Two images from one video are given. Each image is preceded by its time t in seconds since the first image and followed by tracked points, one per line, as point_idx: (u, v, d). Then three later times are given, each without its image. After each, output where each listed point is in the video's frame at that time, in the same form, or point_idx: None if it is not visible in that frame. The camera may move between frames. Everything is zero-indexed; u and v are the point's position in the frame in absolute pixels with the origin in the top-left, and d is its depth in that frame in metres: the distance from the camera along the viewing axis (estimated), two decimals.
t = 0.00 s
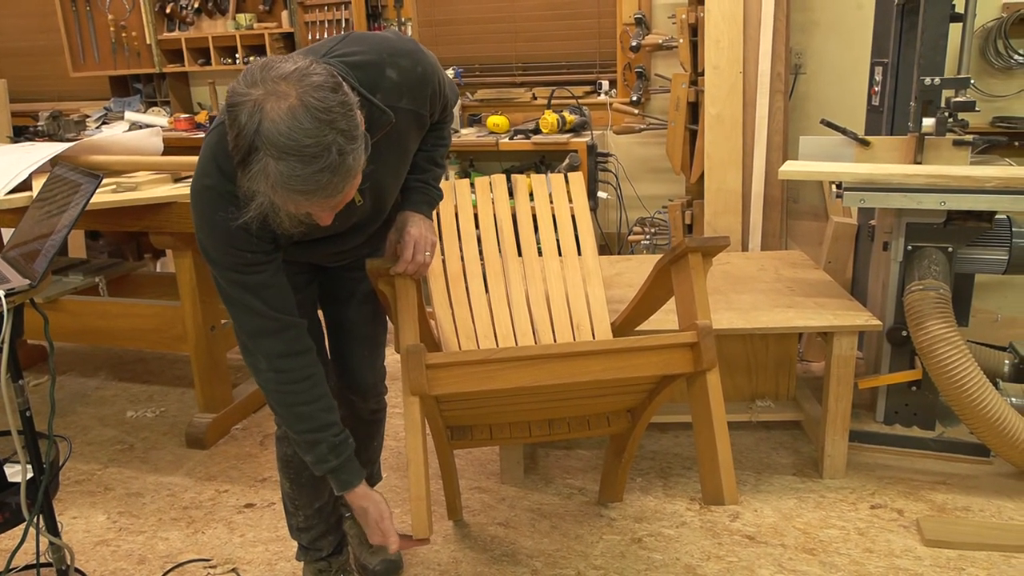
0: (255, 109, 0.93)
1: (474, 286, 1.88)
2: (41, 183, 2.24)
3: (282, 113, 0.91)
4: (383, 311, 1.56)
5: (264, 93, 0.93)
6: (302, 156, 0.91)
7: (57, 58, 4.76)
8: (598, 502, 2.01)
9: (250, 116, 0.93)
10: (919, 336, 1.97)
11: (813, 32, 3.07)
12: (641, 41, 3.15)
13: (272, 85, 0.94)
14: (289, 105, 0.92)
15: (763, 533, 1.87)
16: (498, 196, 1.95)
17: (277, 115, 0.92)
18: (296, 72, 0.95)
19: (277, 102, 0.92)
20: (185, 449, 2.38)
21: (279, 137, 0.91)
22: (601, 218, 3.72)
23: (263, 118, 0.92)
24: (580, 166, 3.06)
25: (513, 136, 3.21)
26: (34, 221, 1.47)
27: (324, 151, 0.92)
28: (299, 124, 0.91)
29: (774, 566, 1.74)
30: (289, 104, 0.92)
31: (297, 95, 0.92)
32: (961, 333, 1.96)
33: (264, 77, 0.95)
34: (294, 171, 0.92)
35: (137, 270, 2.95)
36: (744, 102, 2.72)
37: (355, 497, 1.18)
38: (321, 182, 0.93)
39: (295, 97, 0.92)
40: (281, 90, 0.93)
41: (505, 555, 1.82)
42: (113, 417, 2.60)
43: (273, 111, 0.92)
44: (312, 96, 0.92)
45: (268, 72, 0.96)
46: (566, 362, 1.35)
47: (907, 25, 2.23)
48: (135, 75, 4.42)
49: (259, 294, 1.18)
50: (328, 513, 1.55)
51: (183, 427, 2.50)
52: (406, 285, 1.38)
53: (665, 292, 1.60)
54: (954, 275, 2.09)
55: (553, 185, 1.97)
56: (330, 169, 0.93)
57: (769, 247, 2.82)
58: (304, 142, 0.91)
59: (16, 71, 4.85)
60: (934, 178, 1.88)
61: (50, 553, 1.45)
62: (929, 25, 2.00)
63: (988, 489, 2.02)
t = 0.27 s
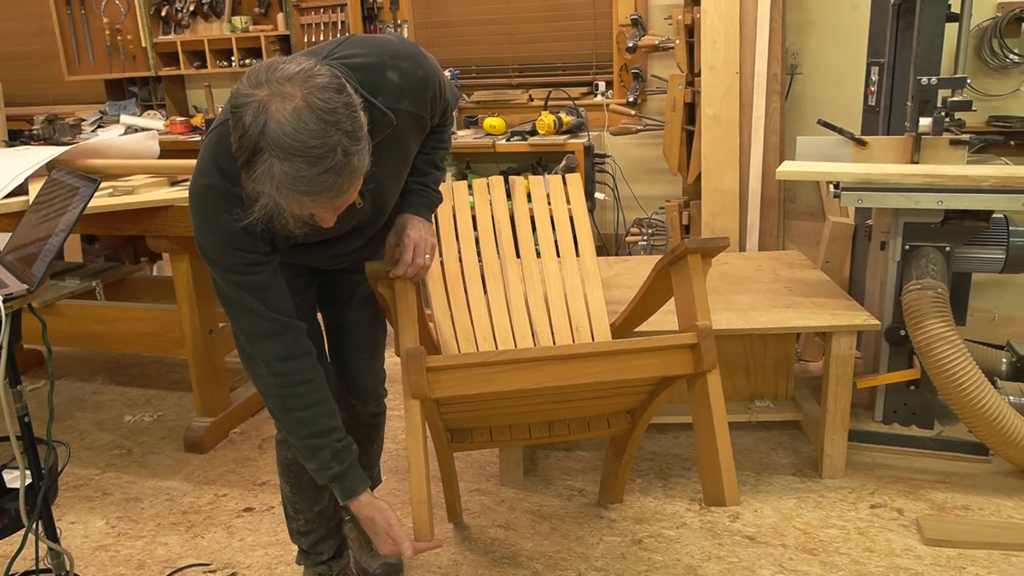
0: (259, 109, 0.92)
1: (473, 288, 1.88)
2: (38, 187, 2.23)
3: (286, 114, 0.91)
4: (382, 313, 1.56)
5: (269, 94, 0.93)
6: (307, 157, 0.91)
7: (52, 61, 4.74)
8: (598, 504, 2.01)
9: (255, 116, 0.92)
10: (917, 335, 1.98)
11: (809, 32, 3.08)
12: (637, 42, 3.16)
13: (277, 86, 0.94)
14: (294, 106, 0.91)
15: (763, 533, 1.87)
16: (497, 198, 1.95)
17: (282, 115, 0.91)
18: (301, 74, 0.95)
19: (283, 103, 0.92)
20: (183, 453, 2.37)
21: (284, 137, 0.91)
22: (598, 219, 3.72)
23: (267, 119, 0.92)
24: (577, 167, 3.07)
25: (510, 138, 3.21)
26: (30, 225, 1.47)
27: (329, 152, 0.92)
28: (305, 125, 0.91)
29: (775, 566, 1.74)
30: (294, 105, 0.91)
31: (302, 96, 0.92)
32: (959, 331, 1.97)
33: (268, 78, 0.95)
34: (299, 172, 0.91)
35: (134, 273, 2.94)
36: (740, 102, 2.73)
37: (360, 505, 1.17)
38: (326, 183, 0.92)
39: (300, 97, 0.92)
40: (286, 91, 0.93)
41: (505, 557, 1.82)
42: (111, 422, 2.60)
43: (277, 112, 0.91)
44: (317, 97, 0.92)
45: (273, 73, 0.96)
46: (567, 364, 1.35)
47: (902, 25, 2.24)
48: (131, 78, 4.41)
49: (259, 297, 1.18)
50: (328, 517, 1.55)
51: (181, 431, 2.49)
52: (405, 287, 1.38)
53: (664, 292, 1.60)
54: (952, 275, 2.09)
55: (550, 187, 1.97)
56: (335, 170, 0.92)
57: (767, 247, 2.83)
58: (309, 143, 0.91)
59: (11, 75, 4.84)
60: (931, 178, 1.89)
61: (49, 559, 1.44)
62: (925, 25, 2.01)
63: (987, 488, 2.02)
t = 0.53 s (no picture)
0: (267, 114, 0.92)
1: (473, 290, 1.88)
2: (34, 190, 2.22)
3: (295, 119, 0.91)
4: (382, 316, 1.55)
5: (277, 99, 0.92)
6: (315, 162, 0.91)
7: (47, 62, 4.72)
8: (597, 506, 2.01)
9: (262, 121, 0.92)
10: (916, 337, 1.98)
11: (806, 35, 3.09)
12: (635, 44, 3.16)
13: (285, 91, 0.93)
14: (302, 111, 0.91)
15: (763, 535, 1.87)
16: (497, 200, 1.94)
17: (290, 120, 0.91)
18: (309, 79, 0.95)
19: (291, 108, 0.91)
20: (180, 457, 2.36)
21: (292, 143, 0.90)
22: (595, 221, 3.71)
23: (275, 124, 0.91)
24: (574, 169, 3.06)
25: (507, 140, 3.21)
26: (25, 227, 1.46)
27: (337, 158, 0.91)
28: (313, 130, 0.90)
29: (775, 568, 1.74)
30: (303, 111, 0.91)
31: (310, 101, 0.92)
32: (956, 332, 1.97)
33: (276, 83, 0.95)
34: (307, 178, 0.91)
35: (130, 276, 2.93)
36: (738, 104, 2.73)
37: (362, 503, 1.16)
38: (334, 188, 0.92)
39: (308, 103, 0.91)
40: (294, 96, 0.92)
41: (506, 560, 1.81)
42: (107, 425, 2.58)
43: (286, 117, 0.91)
44: (325, 103, 0.92)
45: (280, 78, 0.95)
46: (568, 368, 1.34)
47: (900, 27, 2.25)
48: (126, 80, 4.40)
49: (261, 300, 1.17)
50: (328, 521, 1.55)
51: (178, 435, 2.48)
52: (404, 291, 1.36)
53: (665, 295, 1.60)
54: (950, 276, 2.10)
55: (551, 189, 1.96)
56: (343, 176, 0.92)
57: (764, 249, 2.83)
58: (317, 148, 0.90)
59: (5, 76, 4.82)
60: (929, 180, 1.90)
61: (47, 564, 1.43)
62: (923, 27, 2.01)
63: (986, 489, 2.02)
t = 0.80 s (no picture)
0: (274, 121, 0.91)
1: (471, 292, 1.87)
2: (25, 194, 2.20)
3: (302, 126, 0.91)
4: (380, 320, 1.54)
5: (283, 105, 0.92)
6: (323, 169, 0.91)
7: (35, 66, 4.69)
8: (596, 508, 2.00)
9: (269, 127, 0.92)
10: (912, 335, 1.98)
11: (798, 34, 3.09)
12: (628, 45, 3.16)
13: (291, 98, 0.93)
14: (309, 118, 0.91)
15: (762, 535, 1.87)
16: (495, 201, 1.94)
17: (298, 127, 0.91)
18: (315, 86, 0.95)
19: (298, 116, 0.91)
20: (175, 462, 2.34)
21: (300, 150, 0.90)
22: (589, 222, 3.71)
23: (282, 130, 0.91)
24: (568, 169, 3.06)
25: (501, 141, 3.21)
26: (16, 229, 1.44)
27: (344, 165, 0.91)
28: (321, 137, 0.90)
29: (775, 568, 1.74)
30: (310, 118, 0.91)
31: (317, 108, 0.92)
32: (952, 330, 1.98)
33: (281, 89, 0.95)
34: (315, 184, 0.91)
35: (123, 281, 2.91)
36: (731, 104, 2.74)
37: (369, 508, 1.16)
38: (341, 195, 0.92)
39: (315, 110, 0.92)
40: (301, 103, 0.92)
41: (505, 563, 1.81)
42: (100, 431, 2.56)
43: (293, 124, 0.91)
44: (332, 110, 0.92)
45: (286, 85, 0.95)
46: (567, 372, 1.34)
47: (893, 26, 2.26)
48: (116, 83, 4.37)
49: (264, 306, 1.16)
50: (328, 525, 1.54)
51: (172, 440, 2.46)
52: (404, 296, 1.35)
53: (666, 296, 1.58)
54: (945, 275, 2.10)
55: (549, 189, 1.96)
56: (350, 183, 0.92)
57: (759, 249, 2.84)
58: (325, 155, 0.90)
59: None
60: (924, 179, 1.90)
61: (43, 572, 1.42)
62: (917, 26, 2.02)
63: (982, 486, 2.03)
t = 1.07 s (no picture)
0: (270, 119, 0.91)
1: (462, 294, 1.87)
2: (10, 195, 2.18)
3: (298, 125, 0.90)
4: (374, 322, 1.53)
5: (279, 104, 0.91)
6: (319, 168, 0.90)
7: (17, 66, 4.63)
8: (589, 509, 2.00)
9: (265, 126, 0.91)
10: (902, 335, 1.99)
11: (786, 36, 3.11)
12: (617, 46, 3.17)
13: (288, 96, 0.92)
14: (306, 117, 0.90)
15: (755, 535, 1.87)
16: (483, 202, 1.93)
17: (294, 126, 0.90)
18: (312, 84, 0.94)
19: (294, 114, 0.90)
20: (163, 466, 2.32)
21: (296, 149, 0.89)
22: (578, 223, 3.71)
23: (278, 129, 0.90)
24: (558, 170, 3.06)
25: (490, 142, 3.20)
26: None
27: (341, 164, 0.91)
28: (317, 137, 0.90)
29: (768, 568, 1.75)
30: (306, 117, 0.90)
31: (314, 107, 0.91)
32: (941, 330, 1.99)
33: (278, 88, 0.94)
34: (311, 184, 0.90)
35: (109, 283, 2.88)
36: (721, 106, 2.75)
37: (358, 510, 1.16)
38: (338, 195, 0.91)
39: (312, 108, 0.91)
40: (297, 102, 0.91)
41: (499, 565, 1.80)
42: (87, 435, 2.53)
43: (289, 123, 0.90)
44: (329, 109, 0.91)
45: (282, 83, 0.94)
46: (565, 371, 1.34)
47: (882, 28, 2.27)
48: (100, 83, 4.32)
49: (257, 307, 1.15)
50: (321, 529, 1.53)
51: (160, 444, 2.44)
52: (399, 296, 1.35)
53: (659, 295, 1.59)
54: (934, 275, 2.12)
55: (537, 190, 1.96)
56: (347, 183, 0.92)
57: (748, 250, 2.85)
58: (321, 155, 0.90)
59: None
60: (914, 180, 1.92)
61: None
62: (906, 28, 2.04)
63: (972, 485, 2.05)
